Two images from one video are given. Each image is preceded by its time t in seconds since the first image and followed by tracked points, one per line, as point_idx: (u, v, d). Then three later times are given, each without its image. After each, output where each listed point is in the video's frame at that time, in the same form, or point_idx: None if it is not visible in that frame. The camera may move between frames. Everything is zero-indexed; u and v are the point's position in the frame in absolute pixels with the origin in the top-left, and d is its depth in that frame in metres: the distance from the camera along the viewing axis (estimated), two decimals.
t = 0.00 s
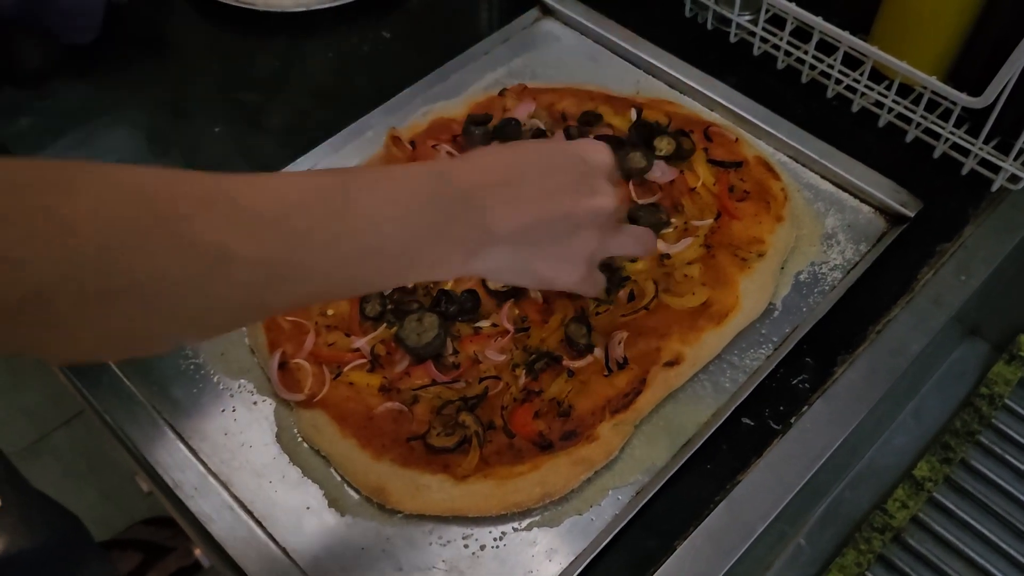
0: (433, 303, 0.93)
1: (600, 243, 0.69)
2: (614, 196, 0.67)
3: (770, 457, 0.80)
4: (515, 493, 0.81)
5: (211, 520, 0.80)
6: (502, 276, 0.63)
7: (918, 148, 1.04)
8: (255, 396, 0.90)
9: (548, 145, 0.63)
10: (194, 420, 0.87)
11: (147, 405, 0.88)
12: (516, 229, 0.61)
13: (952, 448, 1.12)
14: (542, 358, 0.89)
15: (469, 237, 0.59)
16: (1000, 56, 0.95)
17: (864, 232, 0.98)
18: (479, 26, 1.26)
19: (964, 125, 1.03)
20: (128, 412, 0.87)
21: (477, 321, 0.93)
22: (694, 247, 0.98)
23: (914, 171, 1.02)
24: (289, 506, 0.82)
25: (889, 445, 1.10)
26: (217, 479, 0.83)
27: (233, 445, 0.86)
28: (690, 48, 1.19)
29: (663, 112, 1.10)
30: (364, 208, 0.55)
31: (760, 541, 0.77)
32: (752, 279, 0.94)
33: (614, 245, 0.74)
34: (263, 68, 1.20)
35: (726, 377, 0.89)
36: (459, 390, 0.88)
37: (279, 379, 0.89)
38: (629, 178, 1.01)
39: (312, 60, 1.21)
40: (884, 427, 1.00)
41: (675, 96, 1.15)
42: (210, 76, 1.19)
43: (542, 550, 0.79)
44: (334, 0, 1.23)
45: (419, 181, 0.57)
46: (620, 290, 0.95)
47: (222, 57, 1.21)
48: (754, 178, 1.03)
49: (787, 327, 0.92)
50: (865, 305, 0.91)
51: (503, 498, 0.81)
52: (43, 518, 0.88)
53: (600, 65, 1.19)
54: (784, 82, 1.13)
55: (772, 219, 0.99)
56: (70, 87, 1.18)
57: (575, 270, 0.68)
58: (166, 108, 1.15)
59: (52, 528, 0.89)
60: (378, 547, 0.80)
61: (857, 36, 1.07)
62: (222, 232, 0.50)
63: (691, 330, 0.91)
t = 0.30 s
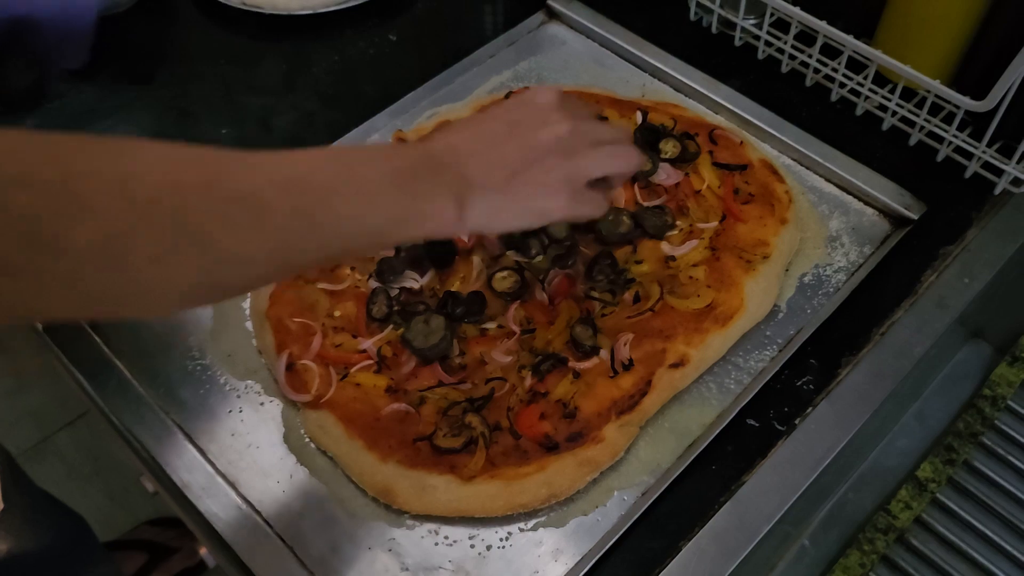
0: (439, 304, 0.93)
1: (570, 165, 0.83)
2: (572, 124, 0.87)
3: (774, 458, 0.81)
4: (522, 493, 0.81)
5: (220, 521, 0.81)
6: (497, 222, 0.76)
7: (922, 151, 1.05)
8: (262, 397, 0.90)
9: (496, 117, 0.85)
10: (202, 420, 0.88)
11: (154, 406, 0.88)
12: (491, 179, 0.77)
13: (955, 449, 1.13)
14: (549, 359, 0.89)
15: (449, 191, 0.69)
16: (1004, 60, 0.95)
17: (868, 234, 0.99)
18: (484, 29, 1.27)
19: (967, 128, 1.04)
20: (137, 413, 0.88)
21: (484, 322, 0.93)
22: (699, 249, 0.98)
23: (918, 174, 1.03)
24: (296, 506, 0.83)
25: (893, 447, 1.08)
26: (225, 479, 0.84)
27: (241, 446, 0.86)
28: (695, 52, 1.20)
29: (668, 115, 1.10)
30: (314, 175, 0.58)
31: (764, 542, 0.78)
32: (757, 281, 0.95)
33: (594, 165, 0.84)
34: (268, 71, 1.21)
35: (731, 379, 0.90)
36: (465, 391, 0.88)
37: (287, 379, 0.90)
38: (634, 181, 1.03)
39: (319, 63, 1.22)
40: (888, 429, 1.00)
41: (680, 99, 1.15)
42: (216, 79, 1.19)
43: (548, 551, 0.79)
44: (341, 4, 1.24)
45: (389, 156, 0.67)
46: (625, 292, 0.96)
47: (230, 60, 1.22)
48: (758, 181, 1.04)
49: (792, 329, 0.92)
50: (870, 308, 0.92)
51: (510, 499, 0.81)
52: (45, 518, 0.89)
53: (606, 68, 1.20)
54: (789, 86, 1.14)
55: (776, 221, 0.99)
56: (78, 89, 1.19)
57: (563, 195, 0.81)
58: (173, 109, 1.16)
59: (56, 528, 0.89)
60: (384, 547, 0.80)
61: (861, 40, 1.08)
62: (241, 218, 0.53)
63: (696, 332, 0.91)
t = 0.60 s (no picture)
0: (445, 307, 0.93)
1: (596, 164, 0.86)
2: (603, 130, 0.89)
3: (779, 461, 0.80)
4: (527, 495, 0.82)
5: (226, 522, 0.81)
6: (523, 210, 0.82)
7: (927, 153, 1.05)
8: (268, 399, 0.90)
9: (540, 107, 0.89)
10: (208, 422, 0.88)
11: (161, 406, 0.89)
12: (519, 167, 0.82)
13: (961, 452, 1.13)
14: (553, 361, 0.89)
15: (474, 173, 0.78)
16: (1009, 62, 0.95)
17: (873, 236, 0.99)
18: (488, 32, 1.27)
19: (972, 130, 1.04)
20: (143, 413, 0.88)
21: (489, 324, 0.93)
22: (703, 251, 0.99)
23: (924, 177, 1.02)
24: (302, 508, 0.83)
25: (898, 449, 1.08)
26: (231, 481, 0.84)
27: (247, 448, 0.87)
28: (699, 54, 1.20)
29: (673, 117, 1.10)
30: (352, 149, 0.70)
31: (770, 545, 0.78)
32: (762, 283, 0.94)
33: (618, 171, 0.87)
34: (273, 73, 1.21)
35: (736, 381, 0.90)
36: (471, 393, 0.89)
37: (292, 382, 0.90)
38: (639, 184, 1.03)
39: (325, 65, 1.22)
40: (894, 431, 1.00)
41: (684, 101, 1.15)
42: (222, 80, 1.20)
43: (553, 553, 0.79)
44: (344, 6, 1.24)
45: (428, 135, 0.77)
46: (630, 295, 0.95)
47: (235, 62, 1.22)
48: (763, 183, 1.04)
49: (797, 332, 0.92)
50: (875, 310, 0.92)
51: (515, 501, 0.81)
52: (47, 520, 0.88)
53: (611, 70, 1.20)
54: (793, 88, 1.14)
55: (781, 224, 0.99)
56: (82, 90, 1.18)
57: (585, 195, 0.84)
58: (178, 110, 1.16)
59: (58, 530, 0.89)
60: (390, 549, 0.80)
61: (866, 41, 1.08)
62: (276, 192, 0.62)
63: (701, 334, 0.91)
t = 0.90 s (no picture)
0: (445, 309, 0.93)
1: (599, 159, 0.84)
2: (603, 123, 0.87)
3: (780, 463, 0.80)
4: (528, 498, 0.82)
5: (226, 525, 0.81)
6: (533, 209, 0.78)
7: (929, 153, 1.04)
8: (269, 402, 0.91)
9: (534, 103, 0.86)
10: (209, 425, 0.88)
11: (162, 410, 0.89)
12: (524, 165, 0.78)
13: (962, 454, 1.14)
14: (554, 364, 0.89)
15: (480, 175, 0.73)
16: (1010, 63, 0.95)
17: (875, 238, 0.99)
18: (489, 33, 1.27)
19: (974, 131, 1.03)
20: (145, 417, 0.88)
21: (490, 327, 0.93)
22: (705, 253, 0.99)
23: (925, 177, 1.02)
24: (303, 510, 0.83)
25: (899, 452, 1.07)
26: (232, 483, 0.84)
27: (247, 451, 0.87)
28: (700, 55, 1.19)
29: (674, 118, 1.10)
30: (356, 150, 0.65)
31: (770, 547, 0.78)
32: (763, 285, 0.94)
33: (622, 161, 0.86)
34: (275, 75, 1.21)
35: (737, 384, 0.90)
36: (471, 396, 0.89)
37: (293, 385, 0.90)
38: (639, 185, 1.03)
39: (326, 67, 1.22)
40: (894, 433, 1.00)
41: (685, 102, 1.15)
42: (223, 82, 1.20)
43: (554, 556, 0.79)
44: (345, 8, 1.24)
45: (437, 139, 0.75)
46: (631, 296, 0.95)
47: (235, 64, 1.22)
48: (764, 184, 1.03)
49: (798, 333, 0.92)
50: (877, 311, 0.91)
51: (516, 503, 0.81)
52: (44, 523, 0.89)
53: (612, 71, 1.20)
54: (794, 89, 1.13)
55: (782, 225, 0.99)
56: (84, 91, 1.19)
57: (590, 188, 0.82)
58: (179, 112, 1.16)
59: (55, 533, 0.89)
60: (391, 552, 0.80)
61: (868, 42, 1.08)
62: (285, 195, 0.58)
63: (702, 336, 0.91)
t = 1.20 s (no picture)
0: (448, 305, 0.93)
1: (686, 181, 0.72)
2: (698, 135, 0.73)
3: (784, 460, 0.80)
4: (531, 495, 0.81)
5: (228, 522, 0.81)
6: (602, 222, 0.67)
7: (934, 149, 1.04)
8: (270, 398, 0.90)
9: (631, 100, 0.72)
10: (211, 421, 0.88)
11: (165, 407, 0.88)
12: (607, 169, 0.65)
13: (968, 451, 1.12)
14: (557, 360, 0.89)
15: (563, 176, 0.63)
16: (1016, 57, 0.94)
17: (879, 234, 0.98)
18: (491, 30, 1.27)
19: (978, 126, 1.03)
20: (147, 413, 0.88)
21: (491, 323, 0.93)
22: (708, 249, 0.98)
23: (929, 173, 1.02)
24: (305, 507, 0.83)
25: (903, 449, 1.08)
26: (234, 480, 0.84)
27: (250, 447, 0.87)
28: (703, 51, 1.19)
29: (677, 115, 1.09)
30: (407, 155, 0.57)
31: (775, 544, 0.77)
32: (767, 281, 0.94)
33: (707, 178, 0.74)
34: (276, 73, 1.21)
35: (741, 380, 0.89)
36: (474, 392, 0.89)
37: (295, 381, 0.90)
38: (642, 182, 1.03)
39: (328, 64, 1.22)
40: (899, 430, 0.99)
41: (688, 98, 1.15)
42: (225, 81, 1.19)
43: (557, 553, 0.79)
44: (347, 6, 1.24)
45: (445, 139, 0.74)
46: (634, 293, 0.95)
47: (237, 63, 1.22)
48: (768, 180, 1.03)
49: (802, 329, 0.91)
50: (881, 308, 0.91)
51: (519, 500, 0.81)
52: (47, 520, 0.88)
53: (614, 67, 1.20)
54: (798, 85, 1.13)
55: (786, 221, 0.99)
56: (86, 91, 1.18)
57: (668, 212, 0.71)
58: (182, 111, 1.16)
59: (58, 530, 0.89)
60: (393, 549, 0.80)
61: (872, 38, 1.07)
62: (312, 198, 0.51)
63: (705, 333, 0.91)
